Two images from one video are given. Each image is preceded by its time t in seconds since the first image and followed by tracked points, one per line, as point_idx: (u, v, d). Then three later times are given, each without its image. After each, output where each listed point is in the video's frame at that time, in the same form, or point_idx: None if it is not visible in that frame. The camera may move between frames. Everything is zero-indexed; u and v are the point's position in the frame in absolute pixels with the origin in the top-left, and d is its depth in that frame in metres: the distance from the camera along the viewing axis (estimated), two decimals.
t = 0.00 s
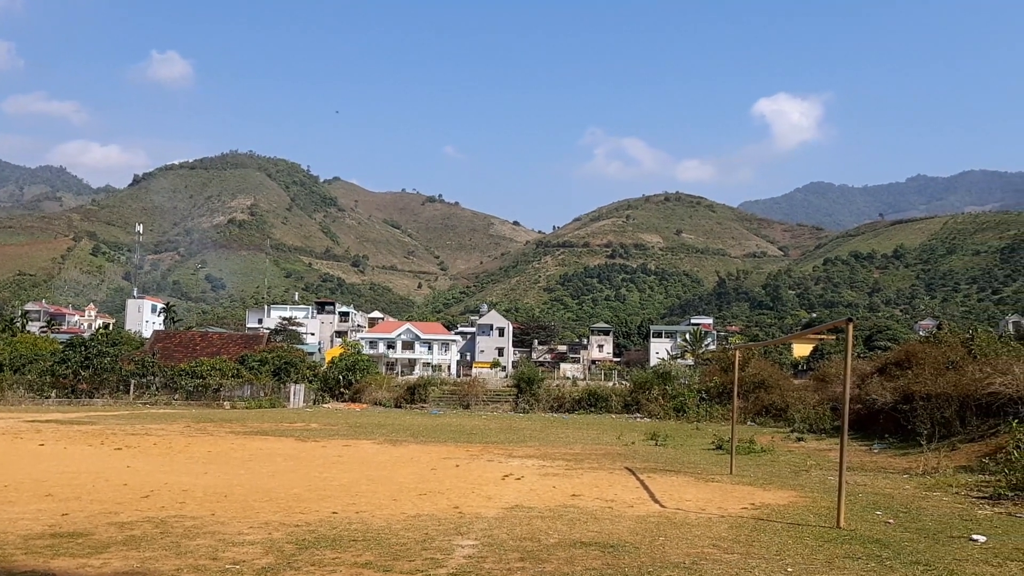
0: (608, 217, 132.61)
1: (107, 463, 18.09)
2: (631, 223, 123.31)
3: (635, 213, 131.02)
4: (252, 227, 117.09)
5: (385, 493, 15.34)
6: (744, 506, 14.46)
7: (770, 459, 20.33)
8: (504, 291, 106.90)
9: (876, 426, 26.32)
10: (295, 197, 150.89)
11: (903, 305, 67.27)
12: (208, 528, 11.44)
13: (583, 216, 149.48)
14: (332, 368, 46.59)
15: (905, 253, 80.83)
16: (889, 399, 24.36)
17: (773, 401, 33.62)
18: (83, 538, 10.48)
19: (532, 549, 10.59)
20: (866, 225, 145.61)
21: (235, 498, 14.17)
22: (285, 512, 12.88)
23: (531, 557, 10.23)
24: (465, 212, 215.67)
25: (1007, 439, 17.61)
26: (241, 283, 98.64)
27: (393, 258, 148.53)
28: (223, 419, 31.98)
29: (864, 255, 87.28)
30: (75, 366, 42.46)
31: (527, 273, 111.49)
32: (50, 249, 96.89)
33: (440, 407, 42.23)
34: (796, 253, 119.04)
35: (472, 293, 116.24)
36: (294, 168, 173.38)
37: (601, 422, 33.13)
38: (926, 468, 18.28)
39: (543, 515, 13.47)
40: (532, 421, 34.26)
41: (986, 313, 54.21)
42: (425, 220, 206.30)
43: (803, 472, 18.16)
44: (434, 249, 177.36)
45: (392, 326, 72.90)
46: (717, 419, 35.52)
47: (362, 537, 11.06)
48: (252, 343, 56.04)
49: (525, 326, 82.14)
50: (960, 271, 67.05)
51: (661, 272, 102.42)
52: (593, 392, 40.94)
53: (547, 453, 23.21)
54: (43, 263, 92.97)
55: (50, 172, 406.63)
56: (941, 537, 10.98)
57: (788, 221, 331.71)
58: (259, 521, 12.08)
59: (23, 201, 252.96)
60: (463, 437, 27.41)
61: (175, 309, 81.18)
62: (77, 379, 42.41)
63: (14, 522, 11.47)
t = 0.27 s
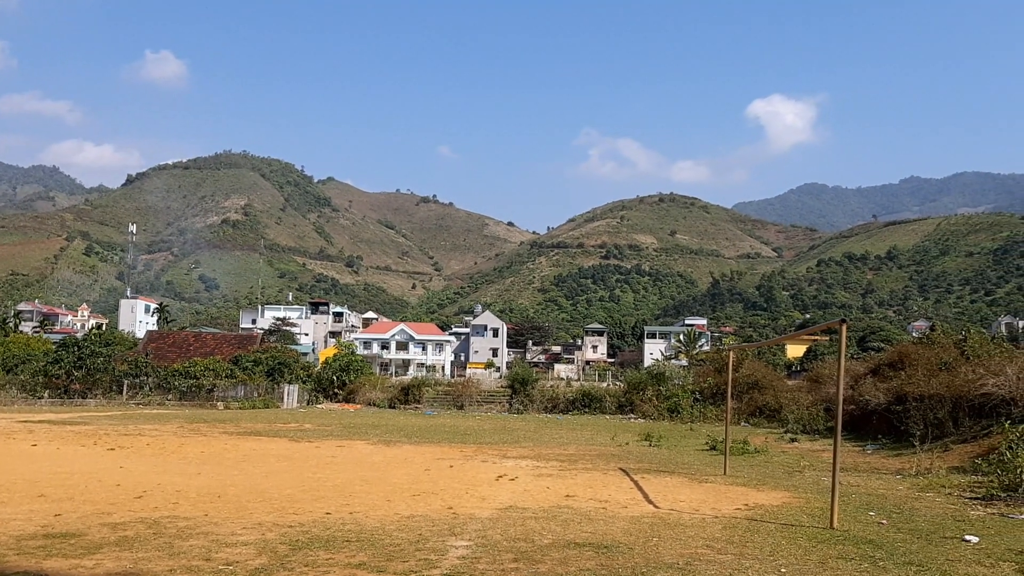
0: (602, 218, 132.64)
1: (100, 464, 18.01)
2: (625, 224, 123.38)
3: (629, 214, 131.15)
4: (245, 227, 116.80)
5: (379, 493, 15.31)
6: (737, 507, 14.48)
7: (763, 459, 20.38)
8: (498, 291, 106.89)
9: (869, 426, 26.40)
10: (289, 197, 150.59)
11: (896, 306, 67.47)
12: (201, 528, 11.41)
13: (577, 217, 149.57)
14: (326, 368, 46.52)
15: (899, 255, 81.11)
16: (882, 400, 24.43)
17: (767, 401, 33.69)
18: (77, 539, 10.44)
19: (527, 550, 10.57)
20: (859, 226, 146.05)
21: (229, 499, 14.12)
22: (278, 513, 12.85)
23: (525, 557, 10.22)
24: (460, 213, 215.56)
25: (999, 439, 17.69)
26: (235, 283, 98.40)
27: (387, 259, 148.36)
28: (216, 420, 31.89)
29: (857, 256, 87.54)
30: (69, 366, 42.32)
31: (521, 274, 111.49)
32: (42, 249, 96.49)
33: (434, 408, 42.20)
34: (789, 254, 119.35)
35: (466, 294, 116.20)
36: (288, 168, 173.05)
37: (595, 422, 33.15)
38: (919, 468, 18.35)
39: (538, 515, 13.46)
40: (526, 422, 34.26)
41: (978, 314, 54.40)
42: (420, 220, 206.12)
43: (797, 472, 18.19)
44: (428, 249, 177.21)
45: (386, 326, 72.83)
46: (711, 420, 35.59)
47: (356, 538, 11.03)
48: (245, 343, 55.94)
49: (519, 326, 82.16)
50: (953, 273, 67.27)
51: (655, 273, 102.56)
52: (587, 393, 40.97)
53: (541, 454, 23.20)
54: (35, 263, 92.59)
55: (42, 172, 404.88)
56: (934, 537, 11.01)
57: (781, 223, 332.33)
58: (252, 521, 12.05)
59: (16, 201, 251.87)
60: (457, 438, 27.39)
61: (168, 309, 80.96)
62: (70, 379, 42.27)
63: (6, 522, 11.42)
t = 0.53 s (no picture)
0: (601, 219, 132.66)
1: (99, 465, 17.99)
2: (623, 225, 123.41)
3: (628, 215, 131.20)
4: (244, 228, 116.75)
5: (378, 494, 15.30)
6: (736, 508, 14.48)
7: (762, 460, 20.38)
8: (497, 292, 106.90)
9: (868, 427, 26.42)
10: (288, 198, 150.52)
11: (895, 307, 67.51)
12: (200, 529, 11.40)
13: (576, 218, 149.63)
14: (325, 369, 46.50)
15: (897, 255, 81.20)
16: (881, 401, 24.45)
17: (766, 402, 33.72)
18: (75, 540, 10.42)
19: (526, 551, 10.54)
20: (859, 227, 145.92)
21: (227, 500, 14.11)
22: (277, 514, 12.84)
23: (524, 558, 10.22)
24: (458, 213, 215.55)
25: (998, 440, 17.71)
26: (233, 284, 98.36)
27: (386, 260, 148.31)
28: (214, 421, 31.88)
29: (856, 257, 87.60)
30: (67, 366, 42.27)
31: (520, 275, 111.50)
32: (41, 250, 96.38)
33: (433, 409, 42.19)
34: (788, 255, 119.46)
35: (465, 294, 116.22)
36: (287, 169, 172.96)
37: (594, 423, 33.14)
38: (918, 469, 18.36)
39: (537, 516, 13.45)
40: (525, 422, 34.28)
41: (977, 315, 54.44)
42: (418, 221, 206.13)
43: (795, 473, 18.20)
44: (427, 250, 177.22)
45: (385, 327, 72.83)
46: (710, 420, 35.60)
47: (355, 539, 11.02)
48: (244, 344, 55.94)
49: (518, 326, 82.19)
50: (952, 274, 67.30)
51: (653, 274, 102.62)
52: (586, 394, 40.98)
53: (540, 455, 23.19)
54: (34, 264, 92.51)
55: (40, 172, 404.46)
56: (933, 538, 11.02)
57: (780, 223, 332.50)
58: (251, 522, 12.05)
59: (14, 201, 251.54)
60: (456, 438, 27.37)
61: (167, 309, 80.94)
62: (69, 380, 42.22)
63: (4, 523, 11.40)
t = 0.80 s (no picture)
0: (599, 220, 132.75)
1: (97, 465, 17.97)
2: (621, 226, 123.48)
3: (626, 215, 131.29)
4: (241, 228, 116.69)
5: (376, 495, 15.30)
6: (733, 508, 14.50)
7: (760, 460, 20.39)
8: (495, 292, 106.92)
9: (866, 427, 26.46)
10: (285, 198, 150.45)
11: (892, 308, 67.62)
12: (197, 530, 11.38)
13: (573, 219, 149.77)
14: (322, 370, 46.48)
15: (895, 256, 81.36)
16: (878, 401, 24.49)
17: (764, 402, 33.75)
18: (72, 541, 10.40)
19: (524, 551, 10.54)
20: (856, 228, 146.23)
21: (225, 500, 14.10)
22: (274, 515, 12.82)
23: (523, 558, 10.21)
24: (456, 214, 215.60)
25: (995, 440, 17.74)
26: (231, 284, 98.28)
27: (383, 260, 148.23)
28: (212, 421, 31.86)
29: (853, 257, 87.73)
30: (64, 367, 42.19)
31: (518, 275, 111.53)
32: (38, 250, 96.24)
33: (431, 409, 42.18)
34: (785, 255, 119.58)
35: (463, 295, 116.24)
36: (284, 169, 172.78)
37: (592, 424, 33.17)
38: (915, 469, 18.40)
39: (534, 517, 13.45)
40: (522, 423, 34.28)
41: (974, 316, 54.52)
42: (416, 222, 206.13)
43: (793, 473, 18.23)
44: (425, 250, 177.26)
45: (383, 328, 72.82)
46: (708, 421, 35.63)
47: (353, 539, 11.02)
48: (242, 344, 55.92)
49: (516, 327, 82.23)
50: (949, 274, 67.43)
51: (651, 274, 102.72)
52: (583, 394, 41.00)
53: (537, 455, 23.19)
54: (31, 265, 92.35)
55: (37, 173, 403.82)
56: (930, 538, 11.04)
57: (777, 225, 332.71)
58: (249, 522, 12.04)
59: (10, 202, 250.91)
60: (453, 439, 27.37)
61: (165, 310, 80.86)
62: (66, 381, 42.14)
63: (1, 524, 11.39)
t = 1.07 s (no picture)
0: (592, 219, 132.87)
1: (90, 466, 17.91)
2: (614, 225, 123.59)
3: (619, 215, 131.43)
4: (234, 227, 116.40)
5: (370, 494, 15.29)
6: (726, 507, 14.54)
7: (752, 459, 20.47)
8: (488, 292, 106.91)
9: (857, 426, 26.57)
10: (278, 198, 150.10)
11: (884, 307, 67.87)
12: (190, 530, 11.36)
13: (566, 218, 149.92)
14: (315, 370, 46.43)
15: (887, 256, 81.68)
16: (870, 400, 24.61)
17: (756, 402, 33.87)
18: (63, 541, 10.36)
19: (517, 551, 10.57)
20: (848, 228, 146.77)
21: (218, 500, 14.07)
22: (267, 514, 12.82)
23: (516, 558, 10.24)
24: (450, 214, 215.49)
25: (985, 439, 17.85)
26: (223, 284, 98.03)
27: (377, 260, 148.06)
28: (204, 421, 31.80)
29: (846, 257, 88.03)
30: (57, 367, 42.05)
31: (512, 275, 111.54)
32: (29, 250, 95.76)
33: (424, 409, 42.17)
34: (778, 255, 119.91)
35: (456, 294, 116.22)
36: (277, 169, 172.36)
37: (585, 423, 33.23)
38: (906, 468, 18.50)
39: (527, 516, 13.48)
40: (515, 422, 34.30)
41: (966, 315, 54.78)
42: (409, 221, 205.95)
43: (785, 472, 18.32)
44: (418, 250, 177.06)
45: (376, 327, 72.74)
46: (700, 420, 35.73)
47: (346, 539, 11.02)
48: (235, 344, 55.81)
49: (510, 326, 82.23)
50: (941, 274, 67.74)
51: (644, 274, 102.89)
52: (577, 394, 41.06)
53: (531, 455, 23.21)
54: (22, 265, 91.89)
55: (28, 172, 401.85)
56: (921, 537, 11.09)
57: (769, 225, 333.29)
58: (242, 522, 12.03)
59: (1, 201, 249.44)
60: (447, 439, 27.38)
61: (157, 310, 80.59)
62: (58, 380, 41.96)
63: None
